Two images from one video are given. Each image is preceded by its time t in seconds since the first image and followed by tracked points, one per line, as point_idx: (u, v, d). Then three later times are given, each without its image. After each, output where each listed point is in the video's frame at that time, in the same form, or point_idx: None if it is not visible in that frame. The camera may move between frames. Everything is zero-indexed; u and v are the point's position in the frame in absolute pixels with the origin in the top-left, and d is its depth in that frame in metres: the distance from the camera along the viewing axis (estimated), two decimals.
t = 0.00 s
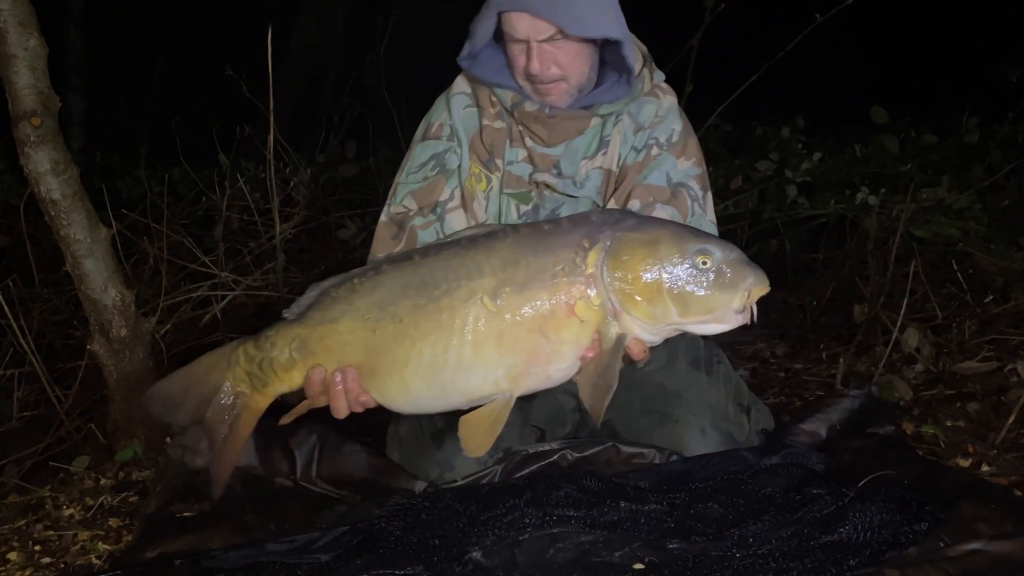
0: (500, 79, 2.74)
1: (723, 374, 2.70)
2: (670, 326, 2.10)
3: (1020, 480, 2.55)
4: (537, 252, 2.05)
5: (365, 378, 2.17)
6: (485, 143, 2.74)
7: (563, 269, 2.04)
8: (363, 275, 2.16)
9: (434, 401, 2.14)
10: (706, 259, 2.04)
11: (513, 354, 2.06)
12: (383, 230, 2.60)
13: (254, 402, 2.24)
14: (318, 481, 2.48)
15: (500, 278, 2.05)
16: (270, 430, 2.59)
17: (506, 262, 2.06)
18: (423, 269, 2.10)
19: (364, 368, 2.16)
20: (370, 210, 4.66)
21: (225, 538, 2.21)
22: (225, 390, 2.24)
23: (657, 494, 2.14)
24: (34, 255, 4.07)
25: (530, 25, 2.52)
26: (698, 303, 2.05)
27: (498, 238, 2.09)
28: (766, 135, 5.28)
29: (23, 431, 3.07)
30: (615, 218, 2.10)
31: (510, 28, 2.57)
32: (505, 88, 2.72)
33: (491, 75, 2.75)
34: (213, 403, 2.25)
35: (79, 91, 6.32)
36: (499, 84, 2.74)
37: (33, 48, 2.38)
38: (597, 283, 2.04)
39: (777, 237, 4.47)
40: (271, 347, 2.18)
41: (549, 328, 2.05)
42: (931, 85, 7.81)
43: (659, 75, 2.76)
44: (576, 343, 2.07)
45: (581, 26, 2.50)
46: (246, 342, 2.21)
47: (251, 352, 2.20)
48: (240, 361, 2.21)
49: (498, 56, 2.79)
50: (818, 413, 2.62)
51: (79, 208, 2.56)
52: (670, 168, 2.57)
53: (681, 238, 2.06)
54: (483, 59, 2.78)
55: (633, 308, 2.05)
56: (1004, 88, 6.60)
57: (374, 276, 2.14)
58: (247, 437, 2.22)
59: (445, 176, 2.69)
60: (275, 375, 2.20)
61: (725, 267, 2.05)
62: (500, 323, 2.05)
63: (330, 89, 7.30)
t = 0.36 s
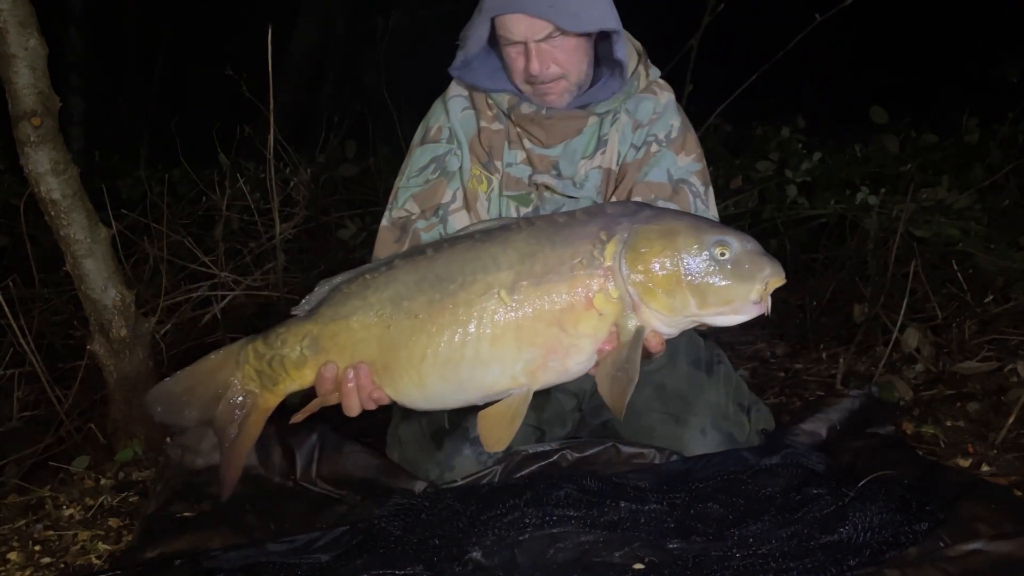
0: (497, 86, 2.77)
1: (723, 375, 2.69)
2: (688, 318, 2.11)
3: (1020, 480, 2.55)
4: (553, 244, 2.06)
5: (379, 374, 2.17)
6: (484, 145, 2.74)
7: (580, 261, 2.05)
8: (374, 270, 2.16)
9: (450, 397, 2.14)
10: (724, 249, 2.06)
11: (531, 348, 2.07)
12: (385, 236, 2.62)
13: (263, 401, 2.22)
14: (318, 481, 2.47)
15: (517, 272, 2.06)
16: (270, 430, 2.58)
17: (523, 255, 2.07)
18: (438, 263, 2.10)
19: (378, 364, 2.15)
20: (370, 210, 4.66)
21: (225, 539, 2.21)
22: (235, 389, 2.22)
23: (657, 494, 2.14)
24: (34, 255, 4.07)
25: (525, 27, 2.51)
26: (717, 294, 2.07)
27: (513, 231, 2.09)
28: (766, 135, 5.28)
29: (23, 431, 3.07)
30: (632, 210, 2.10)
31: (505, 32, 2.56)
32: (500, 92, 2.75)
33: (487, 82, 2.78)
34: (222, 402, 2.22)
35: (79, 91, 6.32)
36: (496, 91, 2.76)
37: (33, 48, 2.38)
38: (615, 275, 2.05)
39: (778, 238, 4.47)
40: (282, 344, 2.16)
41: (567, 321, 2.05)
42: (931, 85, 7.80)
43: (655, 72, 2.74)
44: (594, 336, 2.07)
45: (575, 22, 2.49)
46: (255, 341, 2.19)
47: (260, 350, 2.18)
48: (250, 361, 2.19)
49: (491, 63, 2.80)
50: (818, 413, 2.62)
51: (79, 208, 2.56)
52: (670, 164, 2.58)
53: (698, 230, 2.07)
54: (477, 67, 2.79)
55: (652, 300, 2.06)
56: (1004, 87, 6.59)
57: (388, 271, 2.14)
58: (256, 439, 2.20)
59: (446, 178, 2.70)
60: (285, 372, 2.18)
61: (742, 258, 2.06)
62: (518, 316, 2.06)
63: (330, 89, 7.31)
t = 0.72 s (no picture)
0: (493, 83, 2.75)
1: (724, 376, 2.70)
2: (693, 316, 2.10)
3: (1020, 480, 2.55)
4: (557, 245, 2.06)
5: (384, 378, 2.18)
6: (478, 143, 2.76)
7: (585, 262, 2.04)
8: (378, 274, 2.17)
9: (457, 399, 2.15)
10: (728, 247, 2.05)
11: (537, 349, 2.07)
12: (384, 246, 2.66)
13: (267, 406, 2.23)
14: (318, 481, 2.48)
15: (522, 274, 2.06)
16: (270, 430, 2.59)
17: (526, 257, 2.06)
18: (441, 266, 2.11)
19: (382, 368, 2.16)
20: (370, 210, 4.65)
21: (225, 538, 2.21)
22: (238, 394, 2.23)
23: (657, 495, 2.13)
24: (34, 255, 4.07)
25: (530, 16, 2.50)
26: (722, 292, 2.05)
27: (516, 234, 2.09)
28: (766, 135, 5.27)
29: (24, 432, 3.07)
30: (634, 211, 2.10)
31: (507, 24, 2.54)
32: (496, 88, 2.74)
33: (479, 78, 2.75)
34: (226, 407, 2.24)
35: (79, 91, 6.32)
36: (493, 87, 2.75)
37: (33, 48, 2.38)
38: (619, 275, 2.04)
39: (777, 238, 4.47)
40: (286, 348, 2.17)
41: (572, 321, 2.05)
42: (931, 85, 7.80)
43: (650, 57, 2.75)
44: (600, 336, 2.07)
45: (580, 8, 2.49)
46: (258, 345, 2.20)
47: (263, 355, 2.19)
48: (253, 366, 2.20)
49: (482, 60, 2.77)
50: (818, 413, 2.61)
51: (79, 208, 2.56)
52: (670, 156, 2.59)
53: (702, 229, 2.06)
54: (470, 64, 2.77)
55: (658, 299, 2.05)
56: (1004, 87, 6.59)
57: (392, 274, 2.15)
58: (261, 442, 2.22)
59: (440, 183, 2.71)
60: (289, 376, 2.19)
61: (746, 256, 2.05)
62: (523, 318, 2.05)
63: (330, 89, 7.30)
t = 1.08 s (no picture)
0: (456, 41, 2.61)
1: (734, 381, 2.69)
2: (699, 313, 2.13)
3: (1020, 480, 2.55)
4: (566, 242, 2.11)
5: (393, 371, 2.19)
6: (443, 116, 2.71)
7: (593, 255, 2.08)
8: (393, 274, 2.24)
9: (464, 390, 2.15)
10: (732, 244, 2.10)
11: (546, 339, 2.08)
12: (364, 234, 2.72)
13: (271, 398, 2.23)
14: (318, 482, 2.48)
15: (533, 267, 2.10)
16: (272, 431, 2.58)
17: (537, 252, 2.11)
18: (455, 264, 2.17)
19: (393, 361, 2.18)
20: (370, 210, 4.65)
21: (225, 538, 2.21)
22: (243, 381, 2.22)
23: (657, 494, 2.12)
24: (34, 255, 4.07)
25: None
26: (728, 287, 2.09)
27: (528, 235, 2.16)
28: (766, 135, 5.27)
29: (24, 432, 3.08)
30: (641, 215, 2.17)
31: None
32: (457, 50, 2.62)
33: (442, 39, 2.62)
34: (232, 392, 2.23)
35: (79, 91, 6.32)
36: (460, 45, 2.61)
37: (33, 48, 2.38)
38: (626, 268, 2.08)
39: (778, 238, 4.47)
40: (296, 338, 2.19)
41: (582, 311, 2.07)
42: (931, 85, 7.80)
43: None
44: (609, 329, 2.09)
45: None
46: (269, 335, 2.21)
47: (273, 344, 2.20)
48: (262, 356, 2.21)
49: (438, 20, 2.64)
50: (817, 418, 2.60)
51: (79, 208, 2.56)
52: (662, 117, 2.60)
53: (706, 229, 2.12)
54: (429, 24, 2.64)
55: (666, 291, 2.09)
56: (1004, 87, 6.59)
57: (406, 272, 2.21)
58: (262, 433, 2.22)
59: (410, 169, 2.72)
60: (296, 366, 2.20)
61: (750, 254, 2.11)
62: (533, 308, 2.08)
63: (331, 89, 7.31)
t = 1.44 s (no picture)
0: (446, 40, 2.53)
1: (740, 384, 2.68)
2: (702, 325, 2.16)
3: (1020, 480, 2.56)
4: (570, 268, 2.18)
5: (413, 399, 2.24)
6: (435, 117, 2.70)
7: (593, 276, 2.15)
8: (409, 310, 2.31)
9: (482, 414, 2.20)
10: (727, 258, 2.15)
11: (556, 359, 2.13)
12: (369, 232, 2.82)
13: (295, 433, 2.25)
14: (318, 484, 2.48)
15: (538, 292, 2.16)
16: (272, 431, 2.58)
17: (542, 279, 2.18)
18: (466, 297, 2.24)
19: (412, 389, 2.24)
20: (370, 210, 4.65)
21: (225, 538, 2.21)
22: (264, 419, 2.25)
23: (657, 494, 2.12)
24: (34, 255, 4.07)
25: None
26: (725, 297, 2.12)
27: (535, 267, 2.24)
28: (766, 134, 5.27)
29: (24, 432, 3.08)
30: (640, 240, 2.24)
31: None
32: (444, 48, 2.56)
33: (430, 39, 2.54)
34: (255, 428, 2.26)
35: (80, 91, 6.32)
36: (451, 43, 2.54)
37: (33, 48, 2.38)
38: (625, 285, 2.14)
39: (778, 237, 4.47)
40: (316, 373, 2.24)
41: (586, 328, 2.12)
42: (931, 85, 7.79)
43: None
44: (612, 345, 2.13)
45: None
46: (289, 371, 2.25)
47: (294, 380, 2.23)
48: (285, 393, 2.24)
49: (427, 19, 2.55)
50: (817, 419, 2.60)
51: (79, 208, 2.56)
52: (666, 110, 2.60)
53: (701, 246, 2.17)
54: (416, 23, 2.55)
55: (665, 305, 2.13)
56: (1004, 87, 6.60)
57: (421, 307, 2.29)
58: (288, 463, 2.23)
59: (407, 172, 2.74)
60: (318, 399, 2.24)
61: (746, 266, 2.14)
62: (540, 330, 2.13)
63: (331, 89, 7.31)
